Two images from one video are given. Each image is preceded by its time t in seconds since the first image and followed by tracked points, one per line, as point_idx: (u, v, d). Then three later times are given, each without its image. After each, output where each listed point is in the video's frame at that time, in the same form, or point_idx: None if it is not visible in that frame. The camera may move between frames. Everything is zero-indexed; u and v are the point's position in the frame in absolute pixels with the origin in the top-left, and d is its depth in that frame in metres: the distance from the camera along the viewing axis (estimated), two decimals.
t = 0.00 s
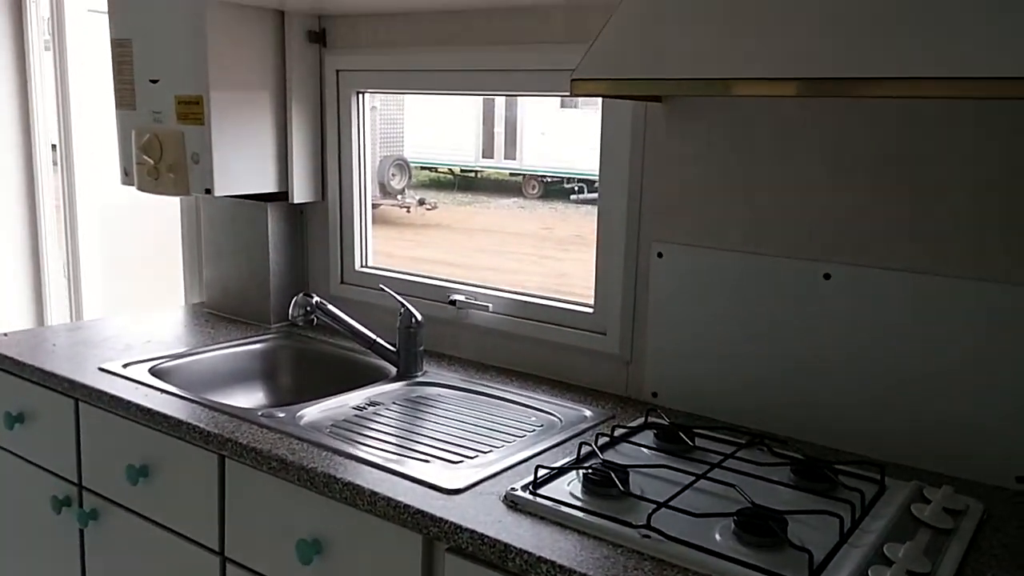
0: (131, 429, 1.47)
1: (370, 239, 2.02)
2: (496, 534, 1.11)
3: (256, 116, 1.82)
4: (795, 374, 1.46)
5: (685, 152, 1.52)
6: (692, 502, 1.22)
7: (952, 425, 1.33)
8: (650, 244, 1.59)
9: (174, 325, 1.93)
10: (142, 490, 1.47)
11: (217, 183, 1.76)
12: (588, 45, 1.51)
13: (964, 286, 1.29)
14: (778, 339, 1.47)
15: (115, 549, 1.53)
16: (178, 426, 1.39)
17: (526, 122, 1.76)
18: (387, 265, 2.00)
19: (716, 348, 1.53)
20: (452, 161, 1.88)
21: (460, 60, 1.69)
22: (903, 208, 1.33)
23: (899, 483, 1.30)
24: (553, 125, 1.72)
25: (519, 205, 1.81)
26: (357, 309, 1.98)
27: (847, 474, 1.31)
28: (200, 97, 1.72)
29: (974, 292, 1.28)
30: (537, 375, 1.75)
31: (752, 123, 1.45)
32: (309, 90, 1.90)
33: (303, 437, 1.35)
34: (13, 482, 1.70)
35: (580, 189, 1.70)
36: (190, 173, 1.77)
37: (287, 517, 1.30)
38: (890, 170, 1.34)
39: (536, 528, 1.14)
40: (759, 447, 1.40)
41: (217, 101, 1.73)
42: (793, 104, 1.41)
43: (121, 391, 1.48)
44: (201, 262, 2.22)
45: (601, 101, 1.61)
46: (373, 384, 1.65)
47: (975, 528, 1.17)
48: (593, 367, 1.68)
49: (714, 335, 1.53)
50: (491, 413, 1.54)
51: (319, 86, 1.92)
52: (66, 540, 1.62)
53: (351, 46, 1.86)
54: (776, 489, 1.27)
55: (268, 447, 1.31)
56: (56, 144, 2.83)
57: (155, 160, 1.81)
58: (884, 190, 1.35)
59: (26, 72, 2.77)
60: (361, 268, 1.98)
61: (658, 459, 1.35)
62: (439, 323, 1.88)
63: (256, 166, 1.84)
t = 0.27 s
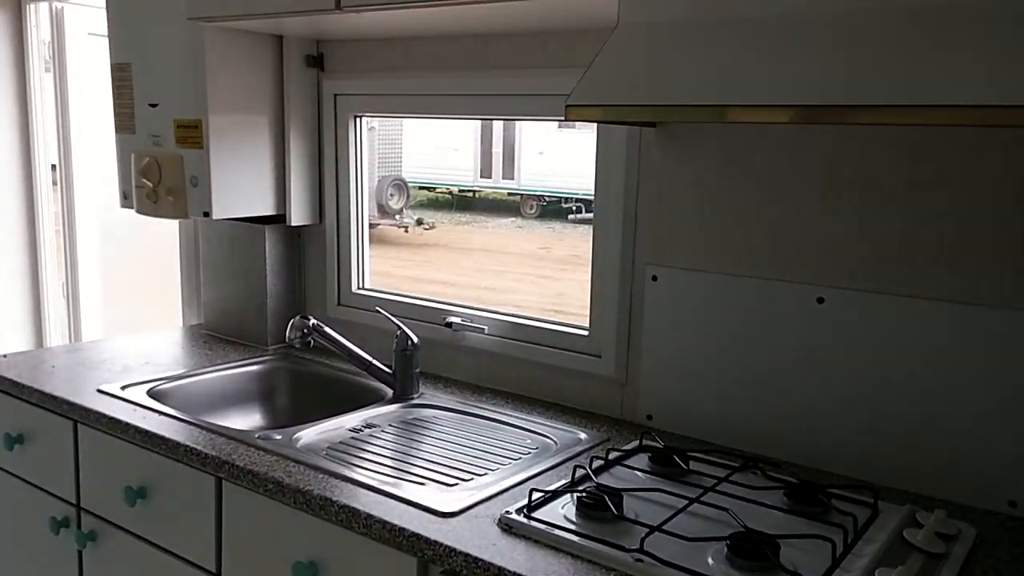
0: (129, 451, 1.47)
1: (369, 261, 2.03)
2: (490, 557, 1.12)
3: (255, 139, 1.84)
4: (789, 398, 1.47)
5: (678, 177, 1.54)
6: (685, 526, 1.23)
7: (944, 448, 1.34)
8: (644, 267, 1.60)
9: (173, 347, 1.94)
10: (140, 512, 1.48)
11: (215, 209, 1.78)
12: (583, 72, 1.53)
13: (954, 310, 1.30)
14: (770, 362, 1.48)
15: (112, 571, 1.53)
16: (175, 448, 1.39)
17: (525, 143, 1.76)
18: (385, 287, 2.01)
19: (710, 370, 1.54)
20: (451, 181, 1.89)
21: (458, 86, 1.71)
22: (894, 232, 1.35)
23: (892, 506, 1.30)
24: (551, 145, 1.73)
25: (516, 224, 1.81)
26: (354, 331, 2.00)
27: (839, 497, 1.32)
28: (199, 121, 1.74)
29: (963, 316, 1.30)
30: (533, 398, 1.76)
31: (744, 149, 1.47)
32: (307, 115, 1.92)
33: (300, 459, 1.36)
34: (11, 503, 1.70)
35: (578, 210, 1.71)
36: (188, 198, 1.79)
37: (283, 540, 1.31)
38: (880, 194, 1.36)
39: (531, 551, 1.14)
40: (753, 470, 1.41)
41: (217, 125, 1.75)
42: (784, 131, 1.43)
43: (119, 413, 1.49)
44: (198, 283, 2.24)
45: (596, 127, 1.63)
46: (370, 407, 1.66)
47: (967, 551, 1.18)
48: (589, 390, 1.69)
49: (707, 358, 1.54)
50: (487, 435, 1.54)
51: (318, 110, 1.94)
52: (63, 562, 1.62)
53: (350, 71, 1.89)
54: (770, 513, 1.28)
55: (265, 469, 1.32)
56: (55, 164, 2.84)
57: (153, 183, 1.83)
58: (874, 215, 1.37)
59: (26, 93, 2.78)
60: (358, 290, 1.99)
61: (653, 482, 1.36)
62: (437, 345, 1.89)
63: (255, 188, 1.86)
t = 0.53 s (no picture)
0: (144, 475, 1.50)
1: (379, 292, 2.06)
2: None
3: (268, 167, 1.87)
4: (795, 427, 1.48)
5: (682, 207, 1.56)
6: (691, 557, 1.24)
7: (949, 479, 1.34)
8: (650, 296, 1.62)
9: (186, 370, 1.98)
10: (156, 537, 1.50)
11: (231, 234, 1.81)
12: (590, 105, 1.55)
13: (958, 342, 1.32)
14: (776, 392, 1.49)
15: None
16: (190, 473, 1.42)
17: (532, 163, 1.78)
18: (394, 312, 2.04)
19: (716, 398, 1.56)
20: (460, 197, 1.91)
21: (467, 116, 1.74)
22: (897, 264, 1.36)
23: (897, 537, 1.31)
24: (558, 162, 1.74)
25: (527, 240, 1.84)
26: (364, 355, 2.02)
27: (844, 528, 1.33)
28: (215, 150, 1.78)
29: (967, 348, 1.31)
30: (540, 422, 1.78)
31: (748, 182, 1.49)
32: (319, 143, 1.95)
33: (312, 486, 1.39)
34: (29, 524, 1.74)
35: (586, 226, 1.72)
36: (203, 225, 1.83)
37: (294, 566, 1.33)
38: (883, 227, 1.37)
39: None
40: (758, 499, 1.42)
41: (231, 154, 1.78)
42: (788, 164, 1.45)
43: (136, 438, 1.52)
44: (211, 306, 2.27)
45: (601, 160, 1.65)
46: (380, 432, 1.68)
47: None
48: (596, 415, 1.71)
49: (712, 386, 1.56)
50: (495, 461, 1.57)
51: (330, 143, 1.98)
52: None
53: (361, 101, 1.92)
54: (775, 544, 1.29)
55: (277, 495, 1.35)
56: (73, 181, 3.10)
57: (170, 210, 1.87)
58: (877, 248, 1.38)
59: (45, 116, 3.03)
60: (368, 315, 2.02)
61: (659, 512, 1.37)
62: (446, 369, 1.91)
63: (269, 214, 1.89)
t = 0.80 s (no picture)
0: (153, 508, 1.53)
1: (387, 319, 2.08)
2: None
3: (280, 201, 1.91)
4: (797, 464, 1.49)
5: (686, 244, 1.59)
6: None
7: (950, 518, 1.34)
8: (654, 331, 1.64)
9: (195, 399, 2.00)
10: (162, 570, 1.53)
11: (242, 266, 1.85)
12: (593, 145, 1.58)
13: (958, 381, 1.32)
14: (778, 428, 1.50)
15: None
16: (199, 507, 1.45)
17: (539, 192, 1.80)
18: (403, 342, 2.06)
19: (719, 434, 1.57)
20: (468, 219, 1.94)
21: (475, 151, 1.77)
22: (897, 303, 1.38)
23: None
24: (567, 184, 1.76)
25: (533, 261, 1.86)
26: (372, 386, 2.05)
27: (846, 567, 1.34)
28: (228, 184, 1.81)
29: (967, 387, 1.31)
30: (545, 454, 1.80)
31: (750, 221, 1.51)
32: (330, 177, 1.99)
33: (319, 520, 1.40)
34: (38, 554, 1.76)
35: (593, 247, 1.75)
36: (215, 257, 1.86)
37: None
38: (882, 266, 1.38)
39: None
40: (761, 536, 1.43)
41: (244, 188, 1.82)
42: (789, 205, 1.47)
43: (146, 471, 1.55)
44: (222, 334, 2.31)
45: (606, 199, 1.68)
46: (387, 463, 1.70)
47: None
48: (601, 448, 1.73)
49: (715, 421, 1.57)
50: (501, 495, 1.58)
51: (341, 173, 2.01)
52: None
53: (371, 135, 1.95)
54: None
55: (285, 530, 1.37)
56: (86, 202, 3.16)
57: (183, 242, 1.90)
58: (877, 287, 1.39)
59: (61, 143, 3.08)
60: (376, 345, 2.04)
61: (661, 549, 1.39)
62: (453, 400, 1.93)
63: (280, 247, 1.92)
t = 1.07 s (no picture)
0: (153, 544, 1.53)
1: (390, 355, 2.09)
2: None
3: (285, 236, 1.93)
4: (797, 502, 1.48)
5: (685, 282, 1.60)
6: None
7: (950, 558, 1.33)
8: (654, 367, 1.65)
9: (196, 433, 2.01)
10: None
11: (245, 300, 1.86)
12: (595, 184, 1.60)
13: (956, 420, 1.32)
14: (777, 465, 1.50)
15: None
16: (200, 543, 1.45)
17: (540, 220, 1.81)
18: (405, 376, 2.07)
19: (719, 471, 1.57)
20: (470, 247, 1.95)
21: (478, 188, 1.79)
22: (895, 342, 1.38)
23: None
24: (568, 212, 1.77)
25: (535, 289, 1.87)
26: (374, 420, 2.05)
27: None
28: (232, 220, 1.84)
29: (965, 426, 1.32)
30: (547, 490, 1.80)
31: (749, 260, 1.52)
32: (334, 213, 2.01)
33: (319, 557, 1.40)
34: None
35: (595, 275, 1.75)
36: (219, 291, 1.88)
37: None
38: (879, 305, 1.39)
39: None
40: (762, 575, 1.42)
41: (249, 223, 1.84)
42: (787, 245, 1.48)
43: (146, 507, 1.55)
44: (224, 368, 2.32)
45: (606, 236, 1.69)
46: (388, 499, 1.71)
47: None
48: (601, 484, 1.73)
49: (714, 458, 1.57)
50: (501, 531, 1.58)
51: (345, 209, 2.04)
52: None
53: (375, 171, 1.98)
54: None
55: (285, 567, 1.36)
56: (91, 230, 3.19)
57: (187, 276, 1.92)
58: (874, 325, 1.40)
59: (67, 173, 3.11)
60: (378, 379, 2.05)
61: None
62: (455, 435, 1.93)
63: (284, 282, 1.94)
